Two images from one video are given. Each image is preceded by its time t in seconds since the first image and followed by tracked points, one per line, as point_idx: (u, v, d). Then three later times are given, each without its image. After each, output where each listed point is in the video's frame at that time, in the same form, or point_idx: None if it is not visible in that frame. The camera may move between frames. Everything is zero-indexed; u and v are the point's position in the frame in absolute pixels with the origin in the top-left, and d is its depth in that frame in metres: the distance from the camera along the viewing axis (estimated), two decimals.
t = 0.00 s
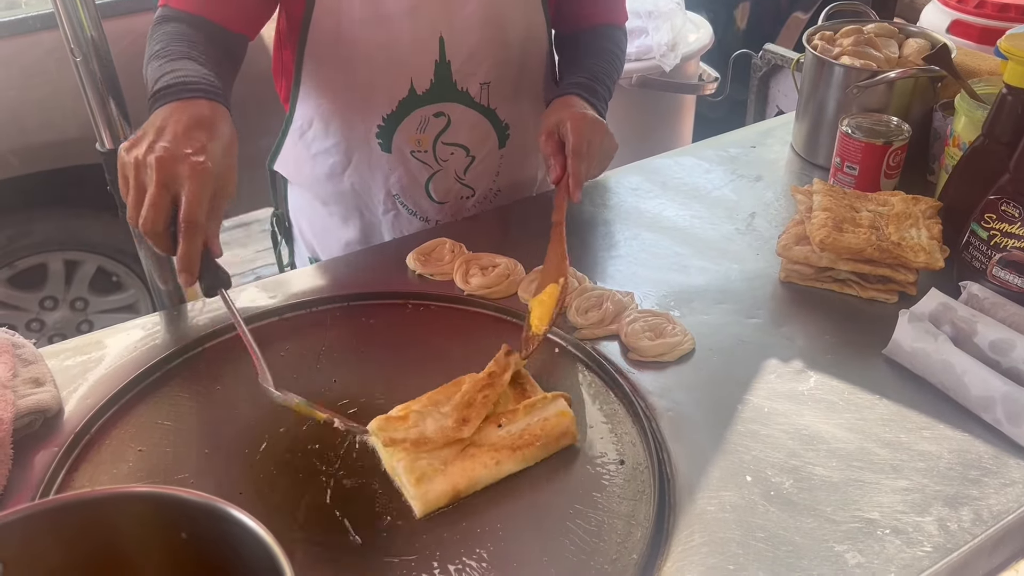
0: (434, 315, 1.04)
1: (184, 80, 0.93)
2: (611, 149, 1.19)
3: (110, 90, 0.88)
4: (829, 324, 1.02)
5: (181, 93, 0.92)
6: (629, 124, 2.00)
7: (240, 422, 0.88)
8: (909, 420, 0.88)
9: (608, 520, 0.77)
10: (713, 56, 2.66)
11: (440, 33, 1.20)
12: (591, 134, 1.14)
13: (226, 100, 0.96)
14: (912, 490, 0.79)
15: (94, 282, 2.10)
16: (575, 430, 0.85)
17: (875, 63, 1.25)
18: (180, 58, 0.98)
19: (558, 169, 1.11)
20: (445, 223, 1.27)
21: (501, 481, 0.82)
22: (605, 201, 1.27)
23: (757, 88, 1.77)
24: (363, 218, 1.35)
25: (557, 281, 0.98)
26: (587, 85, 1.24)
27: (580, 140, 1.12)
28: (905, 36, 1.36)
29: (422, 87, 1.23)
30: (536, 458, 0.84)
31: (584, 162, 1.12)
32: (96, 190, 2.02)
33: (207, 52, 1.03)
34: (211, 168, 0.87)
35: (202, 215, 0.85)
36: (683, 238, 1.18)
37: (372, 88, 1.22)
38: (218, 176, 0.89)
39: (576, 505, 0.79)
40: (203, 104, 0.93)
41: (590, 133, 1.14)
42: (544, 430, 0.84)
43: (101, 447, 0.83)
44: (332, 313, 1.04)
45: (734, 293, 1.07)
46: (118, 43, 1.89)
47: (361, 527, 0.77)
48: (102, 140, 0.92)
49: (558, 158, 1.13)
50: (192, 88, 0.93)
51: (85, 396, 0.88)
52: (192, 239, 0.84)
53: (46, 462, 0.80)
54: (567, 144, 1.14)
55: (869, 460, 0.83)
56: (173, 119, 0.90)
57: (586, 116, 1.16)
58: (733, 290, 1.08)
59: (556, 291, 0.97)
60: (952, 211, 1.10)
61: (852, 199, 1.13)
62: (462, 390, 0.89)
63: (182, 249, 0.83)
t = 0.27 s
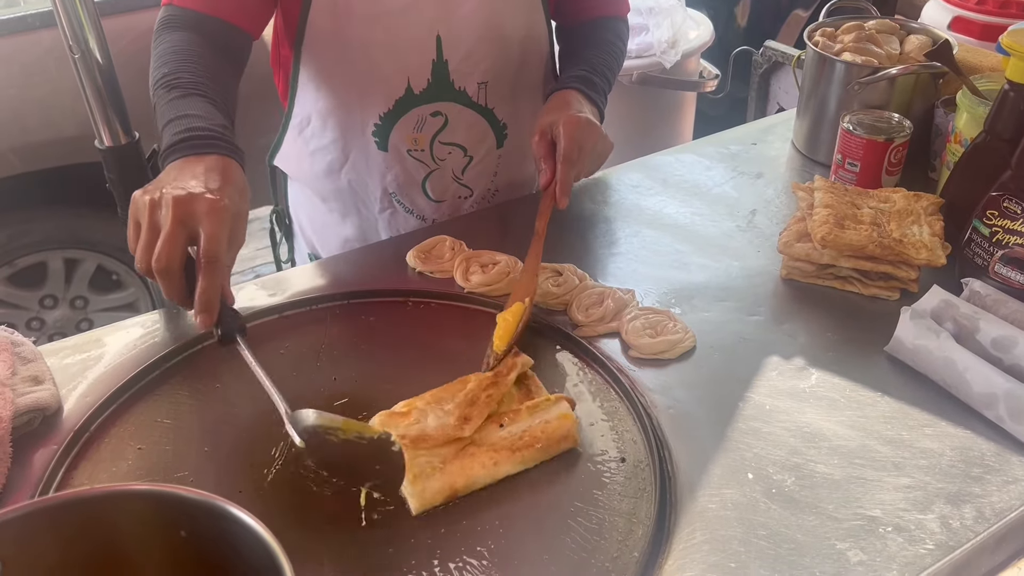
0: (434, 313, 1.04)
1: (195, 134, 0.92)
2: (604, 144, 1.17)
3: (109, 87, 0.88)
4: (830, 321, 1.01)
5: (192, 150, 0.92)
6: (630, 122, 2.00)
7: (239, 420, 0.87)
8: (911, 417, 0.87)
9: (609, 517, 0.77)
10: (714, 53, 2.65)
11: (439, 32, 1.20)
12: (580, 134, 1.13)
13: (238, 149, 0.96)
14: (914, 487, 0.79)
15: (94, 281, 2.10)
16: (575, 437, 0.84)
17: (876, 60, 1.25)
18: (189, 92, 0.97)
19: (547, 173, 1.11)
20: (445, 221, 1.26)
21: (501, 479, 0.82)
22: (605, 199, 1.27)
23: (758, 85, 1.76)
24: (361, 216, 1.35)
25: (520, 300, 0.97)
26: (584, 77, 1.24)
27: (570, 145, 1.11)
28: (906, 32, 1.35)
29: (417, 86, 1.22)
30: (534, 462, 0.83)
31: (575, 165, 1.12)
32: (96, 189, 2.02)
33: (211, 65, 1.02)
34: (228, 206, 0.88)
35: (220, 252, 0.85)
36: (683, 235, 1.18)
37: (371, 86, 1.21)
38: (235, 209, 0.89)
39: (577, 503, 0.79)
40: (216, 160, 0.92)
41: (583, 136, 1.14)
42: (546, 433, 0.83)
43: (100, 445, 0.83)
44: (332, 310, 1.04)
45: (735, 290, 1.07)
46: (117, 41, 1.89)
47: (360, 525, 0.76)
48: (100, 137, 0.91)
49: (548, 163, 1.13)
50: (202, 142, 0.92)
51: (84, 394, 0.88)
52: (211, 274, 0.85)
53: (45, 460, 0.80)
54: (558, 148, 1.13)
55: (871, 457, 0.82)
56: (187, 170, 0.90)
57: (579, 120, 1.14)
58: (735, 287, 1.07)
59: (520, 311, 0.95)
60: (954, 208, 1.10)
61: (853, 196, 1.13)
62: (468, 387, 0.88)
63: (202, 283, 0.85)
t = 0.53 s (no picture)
0: (433, 311, 1.04)
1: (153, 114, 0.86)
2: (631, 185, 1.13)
3: (107, 84, 0.88)
4: (831, 318, 1.01)
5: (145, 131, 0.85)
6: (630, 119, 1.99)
7: (238, 419, 0.87)
8: (912, 415, 0.87)
9: (608, 516, 0.76)
10: (714, 50, 2.65)
11: (444, 31, 1.19)
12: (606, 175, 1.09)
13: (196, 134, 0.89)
14: (915, 485, 0.78)
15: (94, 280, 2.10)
16: (503, 554, 0.72)
17: (876, 56, 1.24)
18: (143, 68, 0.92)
19: (577, 215, 1.07)
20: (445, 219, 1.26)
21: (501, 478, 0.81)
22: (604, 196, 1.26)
23: (758, 82, 1.76)
24: (366, 215, 1.35)
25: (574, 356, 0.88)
26: (604, 111, 1.19)
27: (599, 184, 1.07)
28: (908, 28, 1.35)
29: (421, 85, 1.22)
30: (454, 544, 0.74)
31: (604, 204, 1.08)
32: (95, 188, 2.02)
33: (203, 63, 0.95)
34: (159, 223, 0.81)
35: (152, 273, 0.80)
36: (684, 232, 1.18)
37: (370, 84, 1.21)
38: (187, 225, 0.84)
39: (577, 502, 0.78)
40: (167, 146, 0.85)
41: (611, 172, 1.10)
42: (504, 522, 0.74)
43: (99, 444, 0.83)
44: (334, 308, 1.03)
45: (736, 287, 1.07)
46: (116, 40, 1.88)
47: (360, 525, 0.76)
48: (99, 135, 0.93)
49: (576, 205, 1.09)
50: (158, 124, 0.86)
51: (82, 393, 0.87)
52: (139, 301, 0.80)
53: (43, 459, 0.80)
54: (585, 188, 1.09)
55: (873, 455, 0.82)
56: (134, 158, 0.84)
57: (605, 155, 1.11)
58: (735, 285, 1.07)
59: (573, 368, 0.87)
60: (956, 204, 1.10)
61: (854, 192, 1.12)
62: (505, 438, 0.83)
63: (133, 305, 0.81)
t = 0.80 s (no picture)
0: (431, 309, 1.03)
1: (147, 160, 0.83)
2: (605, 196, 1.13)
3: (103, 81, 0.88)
4: (831, 315, 1.01)
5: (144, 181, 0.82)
6: (629, 116, 1.99)
7: (236, 418, 0.87)
8: (912, 412, 0.87)
9: (607, 514, 0.76)
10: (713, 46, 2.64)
11: (439, 31, 1.19)
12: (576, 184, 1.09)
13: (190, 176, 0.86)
14: (915, 482, 0.78)
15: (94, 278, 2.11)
16: (500, 555, 0.71)
17: (876, 52, 1.24)
18: (141, 107, 0.89)
19: (543, 226, 1.06)
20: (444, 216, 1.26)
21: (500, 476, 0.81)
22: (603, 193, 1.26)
23: (758, 78, 1.75)
24: (364, 212, 1.34)
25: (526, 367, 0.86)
26: (583, 118, 1.20)
27: (570, 196, 1.07)
28: (907, 24, 1.34)
29: (419, 85, 1.21)
30: (451, 543, 0.73)
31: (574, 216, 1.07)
32: (94, 186, 2.01)
33: (195, 83, 0.94)
34: (177, 282, 0.77)
35: (189, 330, 0.77)
36: (683, 229, 1.17)
37: (368, 83, 1.20)
38: (201, 277, 0.81)
39: (575, 501, 0.78)
40: (163, 192, 0.82)
41: (583, 185, 1.10)
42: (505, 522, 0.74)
43: (96, 443, 0.82)
44: (331, 306, 1.03)
45: (735, 284, 1.06)
46: (114, 39, 1.88)
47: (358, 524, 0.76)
48: (95, 133, 0.92)
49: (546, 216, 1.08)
50: (154, 172, 0.83)
51: (80, 392, 0.87)
52: (193, 354, 0.78)
53: (41, 459, 0.79)
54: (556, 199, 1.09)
55: (873, 452, 0.82)
56: (135, 219, 0.80)
57: (578, 167, 1.11)
58: (734, 282, 1.07)
59: (525, 378, 0.86)
60: (956, 201, 1.09)
61: (854, 189, 1.12)
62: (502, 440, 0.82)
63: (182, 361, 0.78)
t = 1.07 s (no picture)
0: (426, 309, 1.03)
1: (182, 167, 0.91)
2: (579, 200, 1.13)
3: (102, 83, 0.87)
4: (829, 314, 1.01)
5: (183, 189, 0.90)
6: (628, 114, 1.99)
7: (233, 418, 0.87)
8: (909, 410, 0.87)
9: (604, 513, 0.76)
10: (712, 44, 2.64)
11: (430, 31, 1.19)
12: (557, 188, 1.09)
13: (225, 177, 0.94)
14: (911, 481, 0.78)
15: (93, 278, 2.10)
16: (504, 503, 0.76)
17: (874, 50, 1.24)
18: (169, 124, 0.95)
19: (521, 226, 1.05)
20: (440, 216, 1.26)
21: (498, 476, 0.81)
22: (600, 192, 1.26)
23: (756, 76, 1.75)
24: (360, 211, 1.34)
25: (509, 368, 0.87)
26: (565, 124, 1.20)
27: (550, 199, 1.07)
28: (905, 22, 1.34)
29: (411, 85, 1.21)
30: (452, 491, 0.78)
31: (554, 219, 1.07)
32: (93, 186, 2.01)
33: (210, 90, 1.00)
34: (218, 249, 0.86)
35: (224, 295, 0.85)
36: (681, 228, 1.17)
37: (364, 84, 1.20)
38: (239, 257, 0.89)
39: (572, 500, 0.78)
40: (203, 194, 0.90)
41: (564, 189, 1.11)
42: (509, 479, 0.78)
43: (95, 444, 0.83)
44: (323, 307, 1.03)
45: (732, 283, 1.06)
46: (111, 39, 1.88)
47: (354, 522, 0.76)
48: (93, 133, 0.91)
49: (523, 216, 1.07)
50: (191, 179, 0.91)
51: (78, 393, 0.87)
52: (221, 321, 0.84)
53: (38, 459, 0.80)
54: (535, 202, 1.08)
55: (869, 451, 0.82)
56: (177, 210, 0.89)
57: (561, 171, 1.12)
58: (732, 280, 1.07)
59: (510, 380, 0.86)
60: (953, 199, 1.09)
61: (851, 186, 1.12)
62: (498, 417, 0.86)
63: (211, 330, 0.84)
